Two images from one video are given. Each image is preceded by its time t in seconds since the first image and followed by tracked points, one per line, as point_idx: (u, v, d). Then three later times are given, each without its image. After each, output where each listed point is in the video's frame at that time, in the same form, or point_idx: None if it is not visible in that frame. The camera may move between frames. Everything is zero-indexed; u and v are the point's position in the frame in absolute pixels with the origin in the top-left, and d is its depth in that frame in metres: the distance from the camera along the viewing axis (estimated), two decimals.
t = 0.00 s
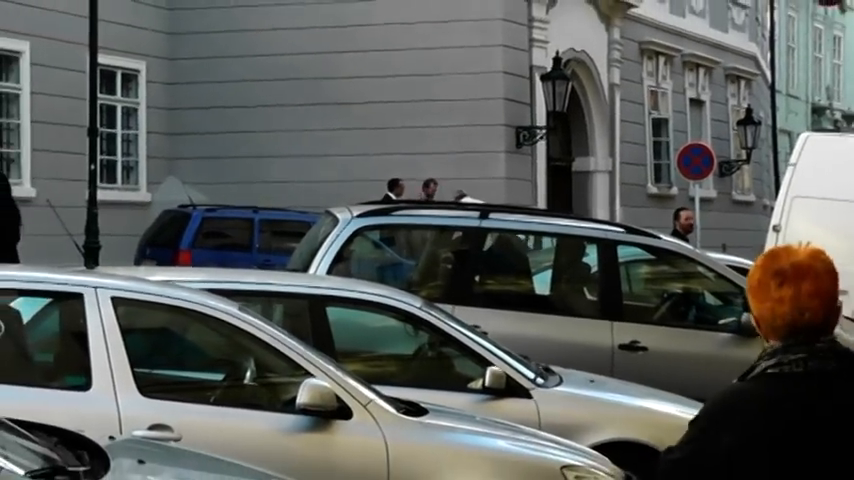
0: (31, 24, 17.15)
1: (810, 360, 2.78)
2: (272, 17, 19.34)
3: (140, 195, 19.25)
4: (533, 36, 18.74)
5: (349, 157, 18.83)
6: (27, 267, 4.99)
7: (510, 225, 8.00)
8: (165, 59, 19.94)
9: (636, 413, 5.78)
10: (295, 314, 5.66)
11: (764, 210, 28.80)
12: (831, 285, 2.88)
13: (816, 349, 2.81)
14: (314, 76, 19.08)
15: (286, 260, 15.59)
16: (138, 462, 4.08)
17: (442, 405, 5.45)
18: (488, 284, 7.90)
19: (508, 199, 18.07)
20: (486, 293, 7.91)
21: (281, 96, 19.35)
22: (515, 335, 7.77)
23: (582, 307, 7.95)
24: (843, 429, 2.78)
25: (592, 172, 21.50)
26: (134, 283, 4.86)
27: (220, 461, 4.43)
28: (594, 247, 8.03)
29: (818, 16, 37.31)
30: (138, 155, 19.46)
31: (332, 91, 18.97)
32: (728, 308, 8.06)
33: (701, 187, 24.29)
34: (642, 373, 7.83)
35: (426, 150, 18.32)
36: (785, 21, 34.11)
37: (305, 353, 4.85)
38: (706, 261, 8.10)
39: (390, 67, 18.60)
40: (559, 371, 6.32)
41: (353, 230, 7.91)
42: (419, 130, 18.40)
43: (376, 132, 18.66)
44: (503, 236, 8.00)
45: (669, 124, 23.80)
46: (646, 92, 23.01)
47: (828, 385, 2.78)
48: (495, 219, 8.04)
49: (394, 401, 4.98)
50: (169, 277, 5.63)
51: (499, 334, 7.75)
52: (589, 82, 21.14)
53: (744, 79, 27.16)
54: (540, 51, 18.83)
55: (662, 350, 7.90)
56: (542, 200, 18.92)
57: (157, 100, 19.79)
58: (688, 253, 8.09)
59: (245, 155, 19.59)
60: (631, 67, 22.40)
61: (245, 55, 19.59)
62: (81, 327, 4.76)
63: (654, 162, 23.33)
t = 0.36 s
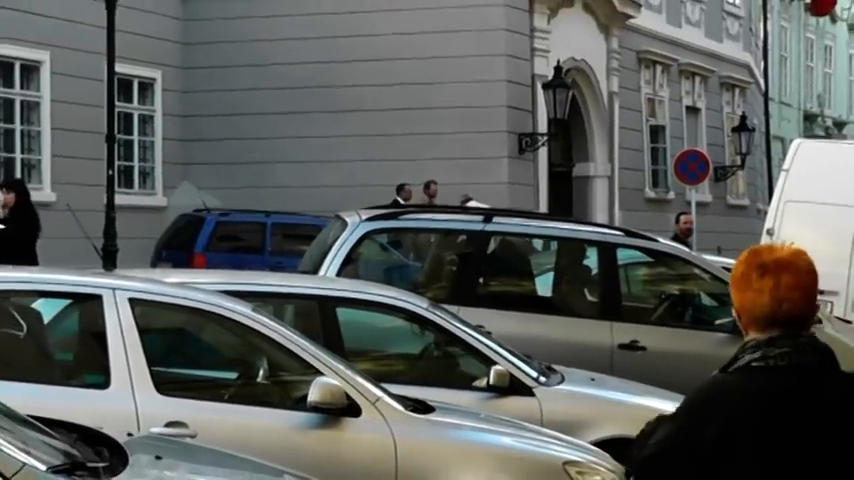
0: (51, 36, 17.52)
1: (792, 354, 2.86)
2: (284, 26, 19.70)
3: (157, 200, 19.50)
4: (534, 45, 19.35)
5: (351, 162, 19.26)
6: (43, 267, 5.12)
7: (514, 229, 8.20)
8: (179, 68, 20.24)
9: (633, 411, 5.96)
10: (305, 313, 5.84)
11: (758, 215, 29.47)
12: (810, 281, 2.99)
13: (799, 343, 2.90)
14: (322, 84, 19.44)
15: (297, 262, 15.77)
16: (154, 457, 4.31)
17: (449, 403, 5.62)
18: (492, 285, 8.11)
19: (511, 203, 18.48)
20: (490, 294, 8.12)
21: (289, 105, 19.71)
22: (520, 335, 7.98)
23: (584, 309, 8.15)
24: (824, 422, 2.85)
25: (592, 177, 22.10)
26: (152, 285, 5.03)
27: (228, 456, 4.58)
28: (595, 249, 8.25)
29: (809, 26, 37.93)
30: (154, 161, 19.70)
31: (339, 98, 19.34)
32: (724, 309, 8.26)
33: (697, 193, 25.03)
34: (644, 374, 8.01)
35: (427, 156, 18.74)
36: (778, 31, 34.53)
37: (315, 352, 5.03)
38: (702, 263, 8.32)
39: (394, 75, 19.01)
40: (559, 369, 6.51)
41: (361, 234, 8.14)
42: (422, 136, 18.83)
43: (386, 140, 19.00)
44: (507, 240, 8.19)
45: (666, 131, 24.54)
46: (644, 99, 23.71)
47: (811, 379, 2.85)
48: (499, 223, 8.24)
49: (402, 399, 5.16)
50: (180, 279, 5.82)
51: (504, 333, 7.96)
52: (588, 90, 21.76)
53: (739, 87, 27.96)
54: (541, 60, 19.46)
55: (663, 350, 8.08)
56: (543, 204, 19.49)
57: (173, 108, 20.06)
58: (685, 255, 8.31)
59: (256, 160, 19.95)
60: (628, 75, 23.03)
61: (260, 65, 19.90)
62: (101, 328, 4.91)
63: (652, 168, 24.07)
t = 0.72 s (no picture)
0: (82, 57, 17.99)
1: (766, 363, 3.03)
2: (299, 47, 20.34)
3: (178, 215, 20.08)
4: (541, 65, 20.30)
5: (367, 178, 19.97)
6: (65, 280, 5.27)
7: (522, 243, 8.40)
8: (198, 88, 20.68)
9: (636, 418, 6.14)
10: (319, 325, 6.02)
11: (755, 228, 30.86)
12: (772, 299, 3.09)
13: (769, 355, 3.05)
14: (334, 103, 20.14)
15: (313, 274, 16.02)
16: (176, 463, 4.48)
17: (460, 411, 5.79)
18: (500, 297, 8.33)
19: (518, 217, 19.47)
20: (498, 305, 8.35)
21: (297, 122, 20.38)
22: (527, 344, 8.23)
23: (589, 319, 8.37)
24: (799, 427, 3.03)
25: (597, 192, 23.55)
26: (172, 297, 5.21)
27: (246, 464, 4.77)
28: (599, 262, 8.46)
29: (805, 47, 38.84)
30: (175, 177, 20.23)
31: (349, 117, 20.08)
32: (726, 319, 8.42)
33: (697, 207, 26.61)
34: (647, 382, 8.21)
35: (439, 174, 19.59)
36: (776, 52, 35.24)
37: (330, 361, 5.22)
38: (704, 275, 8.49)
39: (408, 94, 19.80)
40: (566, 378, 6.68)
41: (374, 248, 8.36)
42: (433, 152, 19.65)
43: (394, 157, 19.83)
44: (514, 253, 8.40)
45: (668, 147, 26.05)
46: (647, 117, 25.17)
47: (787, 385, 3.03)
48: (508, 236, 8.44)
49: (414, 407, 5.33)
50: (197, 291, 5.99)
51: (511, 344, 8.20)
52: (592, 107, 23.02)
53: (737, 105, 29.53)
54: (547, 80, 20.42)
55: (666, 360, 8.25)
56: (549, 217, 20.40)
57: (193, 126, 20.57)
58: (688, 268, 8.49)
59: (270, 176, 20.54)
60: (632, 94, 24.46)
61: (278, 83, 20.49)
62: (123, 338, 5.08)
63: (655, 183, 25.60)
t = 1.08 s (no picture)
0: (99, 69, 18.86)
1: (773, 363, 3.19)
2: (328, 64, 21.58)
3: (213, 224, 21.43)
4: (563, 80, 21.31)
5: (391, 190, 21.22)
6: (107, 287, 5.45)
7: (544, 250, 8.60)
8: (232, 102, 22.06)
9: (656, 420, 6.32)
10: (351, 331, 6.20)
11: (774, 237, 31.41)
12: (780, 306, 3.26)
13: (776, 355, 3.21)
14: (361, 118, 21.40)
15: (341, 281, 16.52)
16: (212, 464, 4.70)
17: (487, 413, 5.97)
18: (524, 303, 8.54)
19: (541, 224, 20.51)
20: (522, 311, 8.55)
21: (324, 134, 21.64)
22: (552, 349, 8.42)
23: (609, 325, 8.54)
24: (806, 426, 3.18)
25: (618, 202, 24.20)
26: (208, 304, 5.39)
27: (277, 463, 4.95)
28: (622, 269, 8.65)
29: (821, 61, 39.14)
30: (210, 188, 21.59)
31: (373, 130, 21.34)
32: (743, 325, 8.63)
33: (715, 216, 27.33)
34: (668, 386, 8.41)
35: (466, 184, 20.73)
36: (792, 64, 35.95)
37: (360, 366, 5.40)
38: (723, 282, 8.69)
39: (434, 108, 20.95)
40: (589, 381, 6.87)
41: (402, 255, 8.55)
42: (458, 164, 20.81)
43: (422, 168, 21.02)
44: (539, 261, 8.60)
45: (687, 158, 26.81)
46: (666, 129, 25.91)
47: (795, 384, 3.20)
48: (531, 244, 8.64)
49: (442, 410, 5.50)
50: (237, 297, 6.19)
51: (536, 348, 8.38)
52: (613, 119, 23.77)
53: (754, 118, 30.26)
54: (569, 93, 21.41)
55: (685, 364, 8.46)
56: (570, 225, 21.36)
57: (226, 139, 21.93)
58: (706, 275, 8.68)
59: (297, 188, 21.90)
60: (651, 107, 25.22)
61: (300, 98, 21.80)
62: (162, 343, 5.27)
63: (675, 193, 26.36)
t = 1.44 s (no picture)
0: (144, 74, 19.69)
1: (797, 357, 3.42)
2: (361, 70, 22.23)
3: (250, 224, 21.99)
4: (588, 83, 21.75)
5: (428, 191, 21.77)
6: (145, 285, 5.62)
7: (570, 249, 8.82)
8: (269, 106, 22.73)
9: (677, 413, 6.49)
10: (382, 326, 6.37)
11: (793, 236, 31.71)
12: (810, 299, 3.43)
13: (800, 348, 3.42)
14: (392, 120, 21.98)
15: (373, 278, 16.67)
16: (249, 455, 4.82)
17: (514, 406, 6.15)
18: (550, 300, 8.73)
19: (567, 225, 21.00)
20: (547, 308, 8.75)
21: (361, 136, 22.26)
22: (578, 344, 8.64)
23: (633, 322, 8.76)
24: (832, 415, 3.42)
25: (640, 202, 24.75)
26: (244, 301, 5.58)
27: (311, 454, 5.10)
28: (644, 268, 8.87)
29: (837, 64, 39.31)
30: (247, 189, 22.18)
31: (403, 132, 21.92)
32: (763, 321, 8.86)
33: (735, 215, 27.69)
34: (690, 380, 8.65)
35: (491, 187, 21.25)
36: (810, 67, 36.28)
37: (392, 360, 5.62)
38: (743, 280, 8.91)
39: (466, 110, 21.47)
40: (612, 376, 7.03)
41: (432, 254, 8.76)
42: (488, 165, 21.30)
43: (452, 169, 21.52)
44: (564, 259, 8.80)
45: (708, 160, 27.25)
46: (687, 131, 26.36)
47: (819, 375, 3.43)
48: (557, 243, 8.87)
49: (470, 403, 5.69)
50: (272, 294, 6.39)
51: (563, 343, 8.61)
52: (636, 122, 24.23)
53: (773, 120, 30.64)
54: (594, 97, 21.88)
55: (706, 359, 8.68)
56: (595, 225, 21.89)
57: (262, 141, 22.55)
58: (726, 272, 8.92)
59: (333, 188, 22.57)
60: (674, 110, 25.67)
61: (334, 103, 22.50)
62: (199, 338, 5.45)
63: (695, 193, 26.81)
